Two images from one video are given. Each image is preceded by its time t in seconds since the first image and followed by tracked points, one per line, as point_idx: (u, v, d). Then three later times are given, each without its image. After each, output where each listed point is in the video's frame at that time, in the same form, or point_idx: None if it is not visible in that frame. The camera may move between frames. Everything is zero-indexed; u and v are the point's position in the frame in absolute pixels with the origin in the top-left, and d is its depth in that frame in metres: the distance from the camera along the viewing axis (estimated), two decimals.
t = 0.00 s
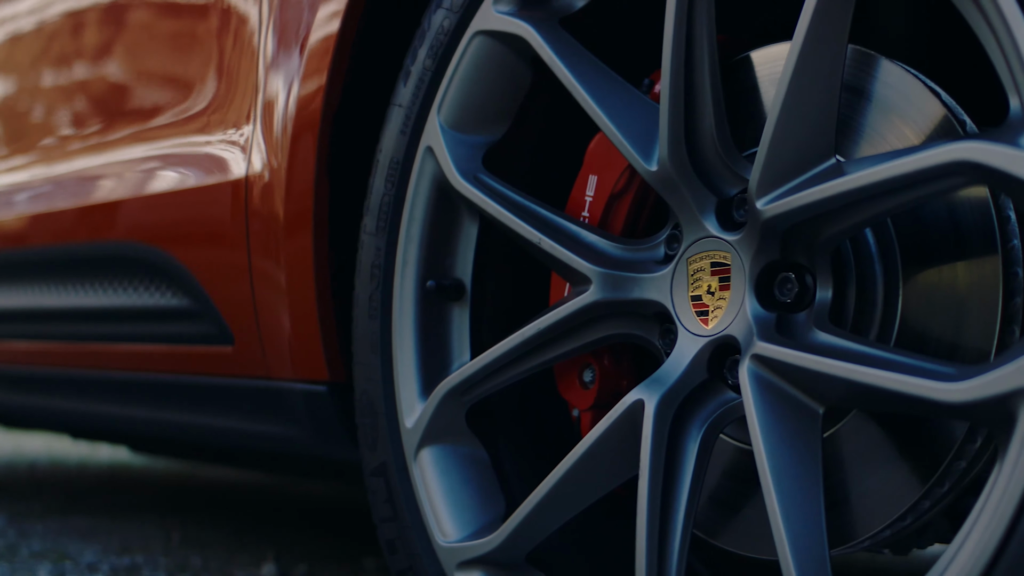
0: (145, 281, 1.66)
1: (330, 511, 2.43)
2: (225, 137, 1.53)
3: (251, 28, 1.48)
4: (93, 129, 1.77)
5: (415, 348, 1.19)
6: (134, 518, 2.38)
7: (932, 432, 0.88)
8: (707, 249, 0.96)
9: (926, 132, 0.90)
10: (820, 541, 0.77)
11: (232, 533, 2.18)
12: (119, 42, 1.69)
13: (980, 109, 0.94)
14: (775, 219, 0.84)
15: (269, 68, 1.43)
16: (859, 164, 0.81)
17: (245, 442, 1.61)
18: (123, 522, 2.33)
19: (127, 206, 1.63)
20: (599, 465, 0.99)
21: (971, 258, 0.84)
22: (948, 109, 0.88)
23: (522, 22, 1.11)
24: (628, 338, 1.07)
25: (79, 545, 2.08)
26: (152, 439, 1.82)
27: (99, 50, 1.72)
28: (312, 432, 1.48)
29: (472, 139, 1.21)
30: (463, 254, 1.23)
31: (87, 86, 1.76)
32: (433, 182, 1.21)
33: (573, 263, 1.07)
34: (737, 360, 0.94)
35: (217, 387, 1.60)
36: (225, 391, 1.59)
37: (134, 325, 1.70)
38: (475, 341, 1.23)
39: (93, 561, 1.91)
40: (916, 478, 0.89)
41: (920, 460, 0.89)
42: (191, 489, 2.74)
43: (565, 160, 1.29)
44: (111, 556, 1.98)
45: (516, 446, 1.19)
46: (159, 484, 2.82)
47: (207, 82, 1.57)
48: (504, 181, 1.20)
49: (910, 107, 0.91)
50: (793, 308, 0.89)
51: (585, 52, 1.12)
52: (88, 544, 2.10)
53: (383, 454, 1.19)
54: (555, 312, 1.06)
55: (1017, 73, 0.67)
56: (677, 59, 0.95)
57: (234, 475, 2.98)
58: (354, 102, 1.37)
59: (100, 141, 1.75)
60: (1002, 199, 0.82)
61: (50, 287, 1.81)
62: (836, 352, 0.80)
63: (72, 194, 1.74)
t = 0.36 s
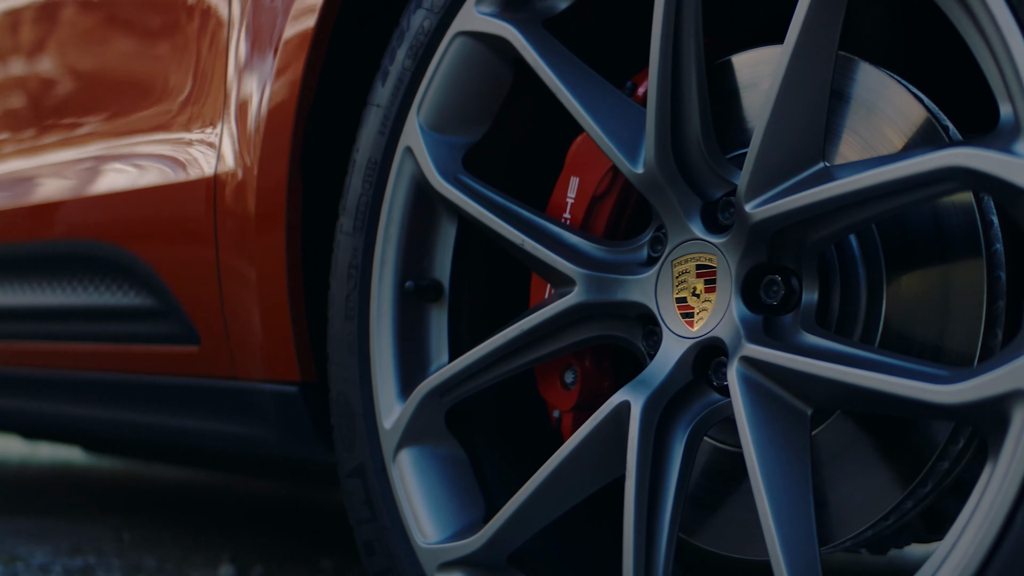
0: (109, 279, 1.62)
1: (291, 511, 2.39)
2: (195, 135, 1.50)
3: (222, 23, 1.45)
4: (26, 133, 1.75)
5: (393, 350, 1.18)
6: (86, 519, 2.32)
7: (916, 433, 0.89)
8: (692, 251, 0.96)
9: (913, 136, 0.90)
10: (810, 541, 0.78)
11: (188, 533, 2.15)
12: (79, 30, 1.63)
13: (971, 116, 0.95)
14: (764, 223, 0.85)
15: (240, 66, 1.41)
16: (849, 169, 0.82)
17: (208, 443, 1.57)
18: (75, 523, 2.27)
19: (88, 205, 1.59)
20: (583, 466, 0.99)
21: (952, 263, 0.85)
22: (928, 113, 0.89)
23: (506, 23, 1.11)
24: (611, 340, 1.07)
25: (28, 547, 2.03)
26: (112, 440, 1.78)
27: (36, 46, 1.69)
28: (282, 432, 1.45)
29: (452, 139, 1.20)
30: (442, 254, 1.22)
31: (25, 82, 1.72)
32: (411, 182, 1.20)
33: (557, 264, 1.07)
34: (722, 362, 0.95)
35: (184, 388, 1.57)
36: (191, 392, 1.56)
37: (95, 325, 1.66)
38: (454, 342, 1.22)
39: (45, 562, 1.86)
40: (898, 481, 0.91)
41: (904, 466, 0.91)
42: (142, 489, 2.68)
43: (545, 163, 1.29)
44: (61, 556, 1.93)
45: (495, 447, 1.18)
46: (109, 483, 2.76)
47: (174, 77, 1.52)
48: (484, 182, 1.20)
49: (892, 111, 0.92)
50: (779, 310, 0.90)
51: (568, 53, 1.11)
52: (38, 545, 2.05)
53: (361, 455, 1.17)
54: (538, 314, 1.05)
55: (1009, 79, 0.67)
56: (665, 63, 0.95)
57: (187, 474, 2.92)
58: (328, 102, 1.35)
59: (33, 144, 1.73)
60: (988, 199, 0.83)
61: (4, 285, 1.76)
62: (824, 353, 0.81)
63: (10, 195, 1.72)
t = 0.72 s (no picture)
0: (73, 278, 1.59)
1: (251, 512, 2.36)
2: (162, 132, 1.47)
3: (194, 18, 1.42)
4: None
5: (371, 352, 1.16)
6: (39, 520, 2.27)
7: (899, 434, 0.91)
8: (677, 254, 0.97)
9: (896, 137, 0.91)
10: (801, 542, 0.79)
11: (145, 534, 2.11)
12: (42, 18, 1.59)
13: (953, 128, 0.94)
14: (751, 228, 0.86)
15: (212, 65, 1.38)
16: (836, 175, 0.83)
17: (175, 444, 1.54)
18: (27, 523, 2.22)
19: (51, 203, 1.55)
20: (568, 467, 0.99)
21: (937, 266, 0.86)
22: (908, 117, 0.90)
23: (489, 25, 1.10)
24: (593, 342, 1.07)
25: None
26: (72, 441, 1.74)
27: None
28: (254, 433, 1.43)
29: (433, 140, 1.19)
30: (421, 255, 1.22)
31: None
32: (391, 183, 1.19)
33: (541, 266, 1.07)
34: (708, 364, 0.96)
35: (150, 389, 1.53)
36: (157, 393, 1.53)
37: (57, 324, 1.62)
38: (433, 343, 1.21)
39: None
40: (880, 483, 0.93)
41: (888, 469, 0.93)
42: (98, 490, 2.63)
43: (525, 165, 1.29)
44: (14, 559, 1.89)
45: (475, 448, 1.18)
46: (63, 484, 2.71)
47: (142, 75, 1.49)
48: (465, 183, 1.19)
49: (871, 115, 0.93)
50: (764, 313, 0.91)
51: (551, 56, 1.11)
52: None
53: (339, 456, 1.16)
54: (521, 315, 1.05)
55: (1000, 85, 0.67)
56: (651, 68, 0.96)
57: (144, 474, 2.87)
58: (304, 102, 1.34)
59: None
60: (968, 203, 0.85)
61: None
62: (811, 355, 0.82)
63: None
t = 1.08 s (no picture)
0: (37, 276, 1.55)
1: (211, 513, 2.33)
2: (133, 130, 1.44)
3: (169, 17, 1.40)
4: None
5: (350, 354, 1.15)
6: None
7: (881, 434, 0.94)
8: (661, 257, 0.97)
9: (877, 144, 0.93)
10: (789, 541, 0.80)
11: (103, 535, 2.07)
12: (10, 11, 1.56)
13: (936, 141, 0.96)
14: (738, 232, 0.88)
15: (186, 63, 1.36)
16: (822, 182, 0.85)
17: (140, 445, 1.50)
18: None
19: (17, 201, 1.52)
20: (552, 467, 0.99)
21: (919, 269, 0.88)
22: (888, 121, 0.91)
23: (473, 28, 1.10)
24: (576, 343, 1.08)
25: None
26: (31, 442, 1.70)
27: None
28: (225, 433, 1.41)
29: (413, 142, 1.19)
30: (399, 256, 1.20)
31: None
32: (371, 184, 1.18)
33: (524, 268, 1.07)
34: (692, 366, 0.96)
35: (116, 390, 1.51)
36: (124, 394, 1.50)
37: (19, 323, 1.58)
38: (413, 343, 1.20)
39: None
40: (863, 484, 0.95)
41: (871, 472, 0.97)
42: (51, 490, 2.57)
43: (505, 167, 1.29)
44: None
45: (456, 449, 1.17)
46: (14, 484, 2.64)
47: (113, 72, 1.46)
48: (446, 185, 1.19)
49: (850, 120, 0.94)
50: (749, 315, 0.92)
51: (534, 59, 1.11)
52: None
53: (317, 457, 1.14)
54: (505, 317, 1.05)
55: (988, 94, 0.67)
56: (638, 73, 0.96)
57: (98, 475, 2.82)
58: (280, 103, 1.32)
59: None
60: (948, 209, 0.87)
61: None
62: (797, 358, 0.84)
63: None
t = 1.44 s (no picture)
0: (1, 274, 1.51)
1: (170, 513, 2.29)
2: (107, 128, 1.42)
3: (144, 15, 1.37)
4: None
5: (330, 356, 1.14)
6: None
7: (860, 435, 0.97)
8: (646, 260, 0.99)
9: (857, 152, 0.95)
10: (775, 539, 0.81)
11: (61, 537, 2.02)
12: None
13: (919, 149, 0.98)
14: (725, 236, 0.89)
15: (163, 66, 1.33)
16: (808, 189, 0.86)
17: (108, 445, 1.48)
18: None
19: None
20: (537, 468, 0.99)
21: (901, 272, 0.91)
22: (868, 127, 0.94)
23: (457, 32, 1.10)
24: (558, 346, 1.09)
25: None
26: None
27: None
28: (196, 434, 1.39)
29: (394, 144, 1.18)
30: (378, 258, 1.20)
31: None
32: (351, 186, 1.17)
33: (508, 270, 1.07)
34: (675, 368, 0.98)
35: (83, 391, 1.48)
36: (92, 395, 1.47)
37: None
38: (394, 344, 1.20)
39: None
40: (840, 486, 0.99)
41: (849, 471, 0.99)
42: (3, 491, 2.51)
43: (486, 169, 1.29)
44: None
45: (436, 450, 1.17)
46: None
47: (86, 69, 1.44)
48: (427, 188, 1.19)
49: (828, 124, 0.97)
50: (733, 318, 0.94)
51: (518, 63, 1.12)
52: None
53: (297, 458, 1.13)
54: (489, 319, 1.06)
55: (975, 104, 0.69)
56: (624, 80, 0.98)
57: (51, 475, 2.75)
58: (257, 104, 1.30)
59: None
60: (928, 216, 0.90)
61: None
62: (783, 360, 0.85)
63: None
